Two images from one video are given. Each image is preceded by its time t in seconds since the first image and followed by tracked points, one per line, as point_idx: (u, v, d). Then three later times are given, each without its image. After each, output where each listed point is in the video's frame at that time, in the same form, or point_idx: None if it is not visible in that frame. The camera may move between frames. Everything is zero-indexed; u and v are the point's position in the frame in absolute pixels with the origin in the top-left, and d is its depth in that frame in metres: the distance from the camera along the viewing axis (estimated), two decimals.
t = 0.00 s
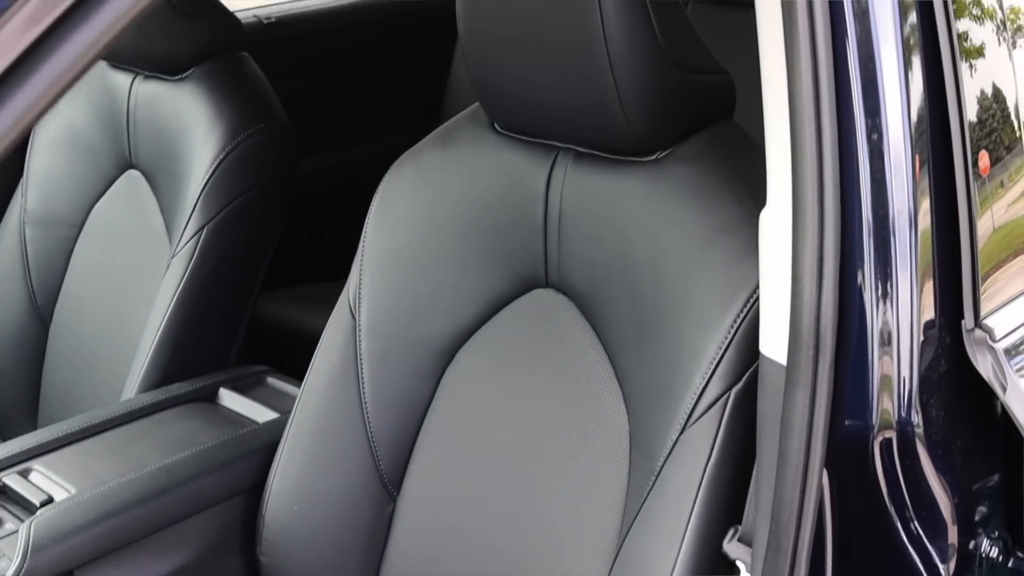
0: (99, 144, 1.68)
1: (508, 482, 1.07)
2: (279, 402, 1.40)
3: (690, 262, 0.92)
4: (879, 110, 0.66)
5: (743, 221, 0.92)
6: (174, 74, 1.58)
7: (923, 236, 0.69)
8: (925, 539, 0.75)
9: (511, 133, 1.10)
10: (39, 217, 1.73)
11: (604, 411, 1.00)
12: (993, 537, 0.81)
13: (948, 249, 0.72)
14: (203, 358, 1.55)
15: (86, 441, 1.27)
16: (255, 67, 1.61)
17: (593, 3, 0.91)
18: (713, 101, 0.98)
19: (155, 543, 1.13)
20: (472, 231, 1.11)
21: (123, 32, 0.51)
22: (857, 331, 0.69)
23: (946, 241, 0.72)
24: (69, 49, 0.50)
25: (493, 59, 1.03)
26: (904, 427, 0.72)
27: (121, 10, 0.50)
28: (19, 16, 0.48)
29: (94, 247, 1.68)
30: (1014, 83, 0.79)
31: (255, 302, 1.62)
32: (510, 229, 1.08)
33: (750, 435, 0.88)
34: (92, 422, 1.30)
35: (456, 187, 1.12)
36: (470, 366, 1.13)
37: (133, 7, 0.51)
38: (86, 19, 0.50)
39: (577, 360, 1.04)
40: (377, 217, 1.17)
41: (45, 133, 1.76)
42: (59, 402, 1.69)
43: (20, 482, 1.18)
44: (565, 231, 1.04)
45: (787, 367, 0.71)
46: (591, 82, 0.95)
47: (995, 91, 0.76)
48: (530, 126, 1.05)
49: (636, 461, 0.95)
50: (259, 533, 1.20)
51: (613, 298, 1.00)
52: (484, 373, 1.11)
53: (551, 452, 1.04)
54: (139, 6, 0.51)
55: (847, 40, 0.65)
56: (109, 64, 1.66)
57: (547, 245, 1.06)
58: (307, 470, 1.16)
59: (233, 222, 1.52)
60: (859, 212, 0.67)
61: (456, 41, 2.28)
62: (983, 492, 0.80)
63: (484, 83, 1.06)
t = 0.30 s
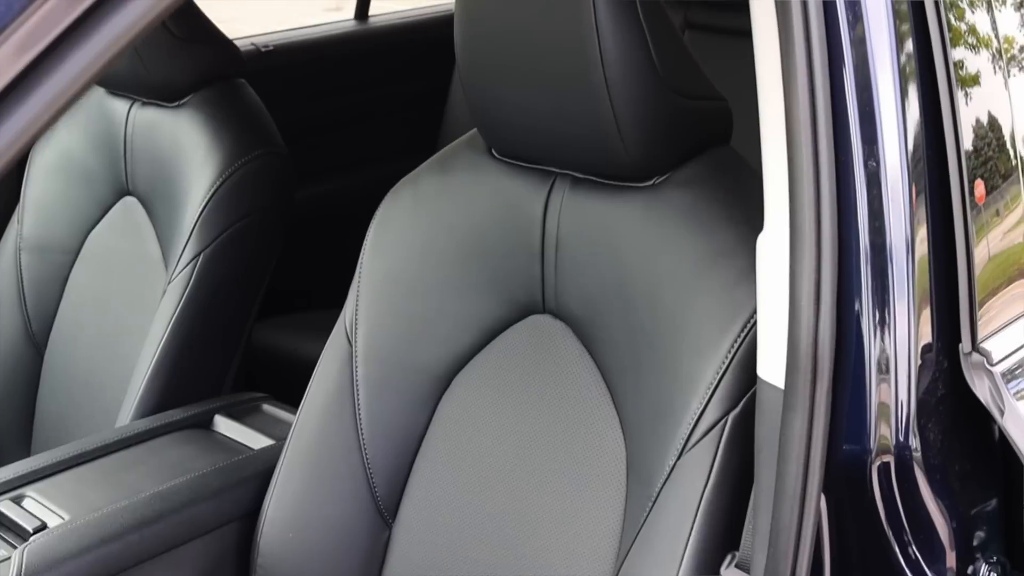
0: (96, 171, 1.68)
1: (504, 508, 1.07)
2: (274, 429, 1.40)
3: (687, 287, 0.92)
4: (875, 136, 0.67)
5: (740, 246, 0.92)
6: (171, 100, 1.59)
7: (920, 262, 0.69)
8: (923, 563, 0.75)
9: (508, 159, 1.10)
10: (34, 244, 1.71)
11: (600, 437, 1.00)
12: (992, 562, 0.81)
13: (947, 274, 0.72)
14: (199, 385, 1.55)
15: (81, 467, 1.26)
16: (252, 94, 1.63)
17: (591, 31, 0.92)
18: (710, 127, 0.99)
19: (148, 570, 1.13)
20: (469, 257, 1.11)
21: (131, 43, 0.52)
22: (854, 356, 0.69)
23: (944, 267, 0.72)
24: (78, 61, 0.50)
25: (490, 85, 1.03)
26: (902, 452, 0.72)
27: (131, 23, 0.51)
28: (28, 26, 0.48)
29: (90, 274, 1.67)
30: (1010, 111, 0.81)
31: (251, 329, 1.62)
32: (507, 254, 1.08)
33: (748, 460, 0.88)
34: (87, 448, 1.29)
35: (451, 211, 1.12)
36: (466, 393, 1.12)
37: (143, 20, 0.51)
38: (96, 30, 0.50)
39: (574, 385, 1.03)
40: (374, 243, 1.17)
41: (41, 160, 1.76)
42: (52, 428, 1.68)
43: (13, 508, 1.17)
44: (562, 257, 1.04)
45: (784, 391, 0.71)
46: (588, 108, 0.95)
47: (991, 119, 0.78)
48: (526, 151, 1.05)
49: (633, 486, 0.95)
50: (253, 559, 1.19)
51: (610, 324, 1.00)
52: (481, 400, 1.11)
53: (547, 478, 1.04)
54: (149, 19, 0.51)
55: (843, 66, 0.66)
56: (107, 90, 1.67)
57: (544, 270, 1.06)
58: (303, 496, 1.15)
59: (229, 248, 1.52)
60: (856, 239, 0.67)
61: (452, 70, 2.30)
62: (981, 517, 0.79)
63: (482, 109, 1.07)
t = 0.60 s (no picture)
0: (92, 197, 1.68)
1: (499, 534, 1.06)
2: (268, 455, 1.39)
3: (682, 313, 0.92)
4: (872, 166, 0.69)
5: (736, 272, 0.92)
6: (167, 126, 1.59)
7: (918, 293, 0.71)
8: None
9: (504, 185, 1.11)
10: (30, 269, 1.71)
11: (596, 463, 1.00)
12: None
13: (944, 300, 0.74)
14: (193, 411, 1.54)
15: (74, 492, 1.25)
16: (248, 121, 1.64)
17: (587, 58, 0.92)
18: (704, 153, 0.99)
19: None
20: (464, 283, 1.11)
21: (130, 60, 0.53)
22: (851, 381, 0.70)
23: (941, 292, 0.74)
24: (74, 77, 0.51)
25: (487, 111, 1.04)
26: (900, 477, 0.73)
27: (127, 39, 0.52)
28: (18, 47, 0.49)
29: (85, 300, 1.67)
30: (1006, 140, 0.84)
31: (245, 356, 1.61)
32: (502, 280, 1.08)
33: (745, 486, 0.88)
34: (80, 473, 1.29)
35: (447, 237, 1.12)
36: (461, 420, 1.12)
37: (140, 36, 0.52)
38: (92, 46, 0.51)
39: (569, 411, 1.03)
40: (370, 269, 1.17)
41: (37, 186, 1.76)
42: (44, 454, 1.67)
43: (5, 533, 1.16)
44: (559, 282, 1.05)
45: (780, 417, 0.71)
46: (585, 133, 0.96)
47: (986, 150, 0.81)
48: (521, 177, 1.06)
49: (629, 511, 0.94)
50: None
51: (605, 349, 1.00)
52: (476, 426, 1.10)
53: (543, 504, 1.03)
54: (146, 35, 0.52)
55: (840, 94, 0.67)
56: (104, 116, 1.68)
57: (540, 295, 1.06)
58: (298, 522, 1.14)
59: (224, 274, 1.52)
60: (853, 266, 0.69)
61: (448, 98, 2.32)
62: (980, 543, 0.80)
63: (478, 135, 1.07)
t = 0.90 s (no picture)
0: (88, 222, 1.68)
1: (494, 560, 1.06)
2: (262, 480, 1.38)
3: (679, 337, 0.93)
4: (869, 193, 0.71)
5: (732, 296, 0.93)
6: (163, 152, 1.60)
7: (914, 321, 0.74)
8: None
9: (500, 210, 1.11)
10: (25, 294, 1.71)
11: (592, 488, 0.99)
12: None
13: (940, 329, 0.77)
14: (187, 436, 1.54)
15: (66, 517, 1.24)
16: (244, 147, 1.64)
17: (584, 86, 0.93)
18: (700, 179, 1.00)
19: None
20: (460, 306, 1.11)
21: (131, 75, 0.55)
22: (848, 407, 0.72)
23: (938, 322, 0.77)
24: (78, 89, 0.53)
25: (483, 137, 1.05)
26: (896, 502, 0.75)
27: (130, 54, 0.54)
28: (11, 68, 0.51)
29: (79, 325, 1.66)
30: (1002, 170, 0.86)
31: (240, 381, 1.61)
32: (498, 305, 1.08)
33: (741, 512, 0.88)
34: (73, 498, 1.28)
35: (443, 261, 1.12)
36: (457, 445, 1.11)
37: (142, 50, 0.54)
38: (95, 59, 0.53)
39: (565, 436, 1.03)
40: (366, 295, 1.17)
41: (33, 211, 1.76)
42: (37, 479, 1.65)
43: None
44: (554, 308, 1.05)
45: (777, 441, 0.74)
46: (580, 159, 0.96)
47: (982, 179, 0.84)
48: (517, 202, 1.06)
49: (625, 536, 0.94)
50: None
51: (601, 374, 1.00)
52: (472, 451, 1.10)
53: (538, 530, 1.03)
54: (148, 49, 0.54)
55: (836, 119, 0.70)
56: (100, 142, 1.69)
57: (536, 320, 1.06)
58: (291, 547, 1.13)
59: (219, 300, 1.52)
60: (849, 295, 0.71)
61: (444, 126, 2.34)
62: (976, 567, 0.83)
63: (475, 160, 1.08)
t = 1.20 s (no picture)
0: (84, 244, 1.68)
1: None
2: (255, 503, 1.37)
3: (677, 359, 0.93)
4: (866, 218, 0.72)
5: (729, 319, 0.93)
6: (160, 175, 1.60)
7: (910, 348, 0.75)
8: None
9: (497, 234, 1.11)
10: (20, 316, 1.71)
11: (587, 511, 0.99)
12: None
13: (936, 353, 0.79)
14: (181, 457, 1.53)
15: (57, 538, 1.23)
16: (241, 170, 1.64)
17: (582, 109, 0.94)
18: (697, 203, 1.01)
19: None
20: (455, 329, 1.10)
21: (129, 91, 0.52)
22: (845, 431, 0.73)
23: (934, 347, 0.79)
24: (73, 109, 0.50)
25: (481, 160, 1.05)
26: (892, 525, 0.76)
27: (129, 71, 0.51)
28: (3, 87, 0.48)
29: (75, 347, 1.66)
30: (999, 198, 0.88)
31: (234, 404, 1.60)
32: (493, 328, 1.08)
33: (737, 535, 0.88)
34: (65, 519, 1.27)
35: (439, 284, 1.12)
36: (452, 468, 1.11)
37: (143, 67, 0.51)
38: (93, 77, 0.50)
39: (561, 459, 1.03)
40: (361, 318, 1.16)
41: (28, 232, 1.76)
42: (29, 501, 1.64)
43: None
44: (550, 331, 1.05)
45: (773, 463, 0.74)
46: (577, 182, 0.97)
47: (978, 208, 0.85)
48: (514, 225, 1.07)
49: (620, 560, 0.94)
50: None
51: (597, 397, 1.00)
52: (466, 474, 1.09)
53: (533, 553, 1.02)
54: (149, 66, 0.51)
55: (833, 143, 0.71)
56: (97, 164, 1.69)
57: (532, 343, 1.06)
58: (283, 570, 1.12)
59: (215, 321, 1.52)
60: (846, 320, 0.72)
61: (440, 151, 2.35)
62: None
63: (472, 183, 1.08)
